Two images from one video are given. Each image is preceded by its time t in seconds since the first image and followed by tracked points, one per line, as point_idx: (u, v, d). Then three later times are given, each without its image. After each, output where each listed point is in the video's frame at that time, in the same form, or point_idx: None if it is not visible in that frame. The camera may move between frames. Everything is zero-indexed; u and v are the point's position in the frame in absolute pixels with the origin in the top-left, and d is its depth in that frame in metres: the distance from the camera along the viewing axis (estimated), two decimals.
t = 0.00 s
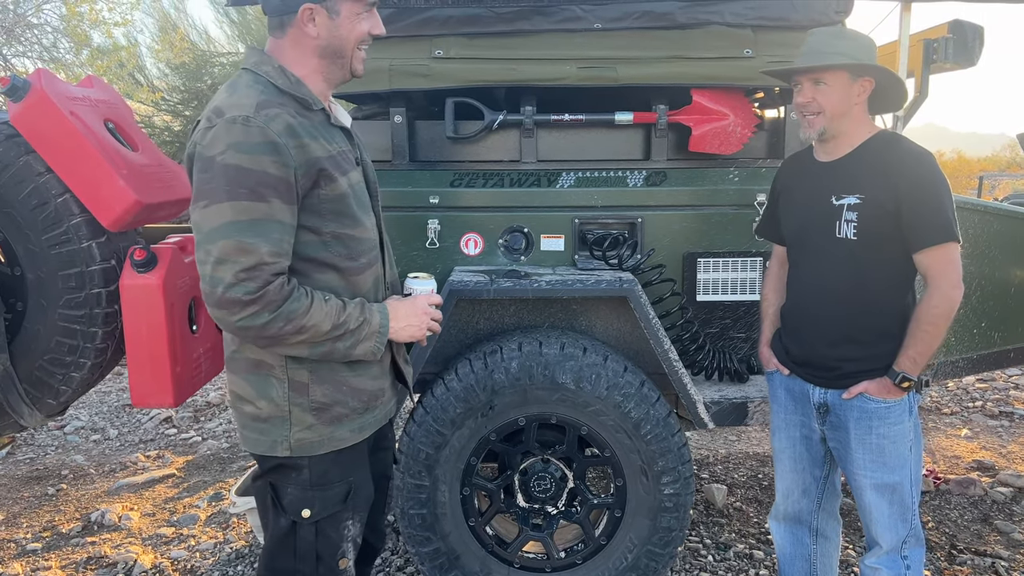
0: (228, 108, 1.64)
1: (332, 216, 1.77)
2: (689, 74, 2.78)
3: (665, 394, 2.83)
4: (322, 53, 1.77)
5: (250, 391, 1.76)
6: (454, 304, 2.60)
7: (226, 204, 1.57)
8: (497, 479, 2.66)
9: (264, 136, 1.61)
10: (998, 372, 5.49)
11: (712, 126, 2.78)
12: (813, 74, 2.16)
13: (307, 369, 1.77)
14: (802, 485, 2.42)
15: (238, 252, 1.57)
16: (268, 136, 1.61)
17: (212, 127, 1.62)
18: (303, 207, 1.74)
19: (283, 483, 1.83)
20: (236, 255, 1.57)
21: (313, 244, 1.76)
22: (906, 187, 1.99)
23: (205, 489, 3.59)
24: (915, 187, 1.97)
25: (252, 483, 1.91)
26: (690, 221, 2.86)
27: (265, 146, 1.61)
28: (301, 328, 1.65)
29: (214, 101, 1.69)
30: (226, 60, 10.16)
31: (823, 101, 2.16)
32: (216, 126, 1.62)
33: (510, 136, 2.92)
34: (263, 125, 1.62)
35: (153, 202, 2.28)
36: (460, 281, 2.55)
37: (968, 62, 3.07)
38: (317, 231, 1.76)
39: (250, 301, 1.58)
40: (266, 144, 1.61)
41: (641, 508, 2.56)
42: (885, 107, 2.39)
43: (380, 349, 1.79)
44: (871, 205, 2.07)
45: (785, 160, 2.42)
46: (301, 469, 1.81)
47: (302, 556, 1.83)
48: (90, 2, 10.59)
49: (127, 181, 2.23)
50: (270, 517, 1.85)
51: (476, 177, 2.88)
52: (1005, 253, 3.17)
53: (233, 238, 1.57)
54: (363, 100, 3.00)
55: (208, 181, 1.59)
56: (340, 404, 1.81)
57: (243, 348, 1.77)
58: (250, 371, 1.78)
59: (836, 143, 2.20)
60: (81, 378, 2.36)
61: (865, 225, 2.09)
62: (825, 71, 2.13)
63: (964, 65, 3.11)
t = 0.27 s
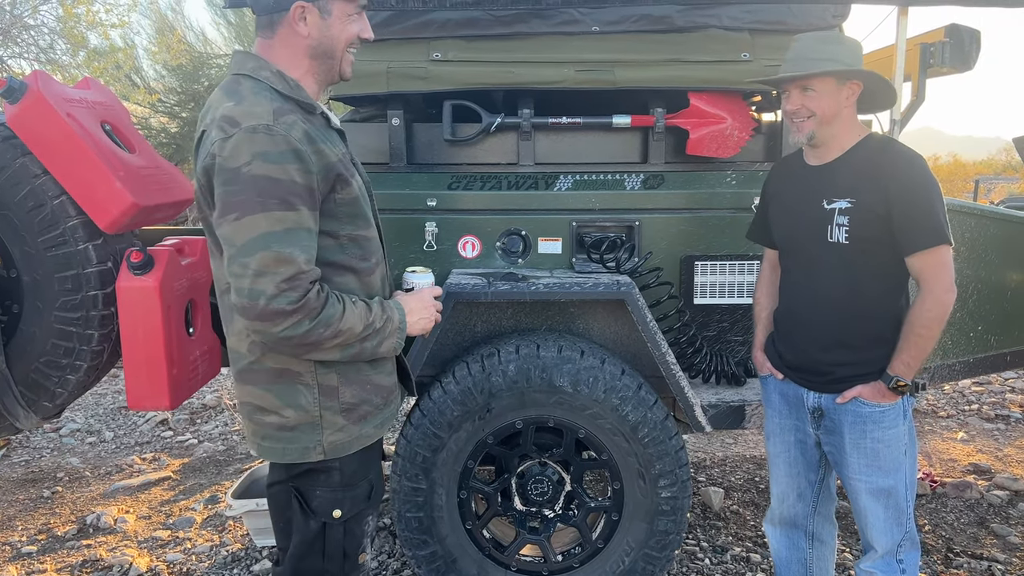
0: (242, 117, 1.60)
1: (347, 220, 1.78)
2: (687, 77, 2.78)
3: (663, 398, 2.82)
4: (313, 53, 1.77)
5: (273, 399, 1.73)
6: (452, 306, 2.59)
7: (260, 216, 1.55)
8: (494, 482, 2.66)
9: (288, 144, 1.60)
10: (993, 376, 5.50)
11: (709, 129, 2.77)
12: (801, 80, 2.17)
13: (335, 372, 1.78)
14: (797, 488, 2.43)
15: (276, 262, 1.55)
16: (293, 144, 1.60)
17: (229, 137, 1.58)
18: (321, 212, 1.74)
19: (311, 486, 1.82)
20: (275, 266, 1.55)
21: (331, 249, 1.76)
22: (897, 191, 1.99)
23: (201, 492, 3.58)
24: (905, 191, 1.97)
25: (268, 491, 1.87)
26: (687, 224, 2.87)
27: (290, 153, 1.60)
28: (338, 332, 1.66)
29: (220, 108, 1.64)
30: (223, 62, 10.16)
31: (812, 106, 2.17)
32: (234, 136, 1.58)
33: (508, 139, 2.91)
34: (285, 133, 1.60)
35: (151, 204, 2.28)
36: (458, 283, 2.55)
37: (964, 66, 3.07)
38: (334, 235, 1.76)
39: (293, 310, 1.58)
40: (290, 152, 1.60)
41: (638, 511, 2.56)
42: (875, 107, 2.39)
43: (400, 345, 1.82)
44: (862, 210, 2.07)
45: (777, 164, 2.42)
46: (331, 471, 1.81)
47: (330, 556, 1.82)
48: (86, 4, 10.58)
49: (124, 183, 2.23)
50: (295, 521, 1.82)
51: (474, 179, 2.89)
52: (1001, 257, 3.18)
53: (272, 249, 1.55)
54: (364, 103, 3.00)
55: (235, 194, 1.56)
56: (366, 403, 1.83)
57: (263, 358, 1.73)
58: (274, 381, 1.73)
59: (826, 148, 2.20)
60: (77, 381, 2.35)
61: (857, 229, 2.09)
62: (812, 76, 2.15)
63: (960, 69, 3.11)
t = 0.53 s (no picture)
0: (250, 118, 1.59)
1: (349, 221, 1.78)
2: (683, 79, 2.80)
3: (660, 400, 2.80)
4: (308, 51, 1.77)
5: (277, 401, 1.73)
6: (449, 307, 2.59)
7: (273, 220, 1.54)
8: (490, 483, 2.66)
9: (299, 145, 1.59)
10: (987, 378, 5.52)
11: (706, 131, 2.79)
12: (784, 87, 2.19)
13: (339, 372, 1.78)
14: (792, 489, 2.43)
15: (291, 266, 1.55)
16: (303, 145, 1.59)
17: (239, 139, 1.56)
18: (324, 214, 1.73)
19: (324, 487, 1.80)
20: (290, 269, 1.55)
21: (334, 250, 1.76)
22: (890, 194, 1.99)
23: (197, 493, 3.57)
24: (897, 194, 1.97)
25: (276, 496, 1.83)
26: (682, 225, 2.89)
27: (300, 155, 1.59)
28: (347, 334, 1.66)
29: (225, 109, 1.62)
30: (219, 63, 10.14)
31: (797, 112, 2.19)
32: (243, 139, 1.56)
33: (505, 140, 2.90)
34: (296, 135, 1.60)
35: (147, 205, 2.27)
36: (454, 284, 2.54)
37: (959, 69, 3.09)
38: (337, 237, 1.76)
39: (307, 313, 1.58)
40: (301, 154, 1.59)
41: (634, 513, 2.56)
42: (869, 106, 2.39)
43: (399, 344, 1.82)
44: (855, 212, 2.08)
45: (772, 167, 2.43)
46: (343, 471, 1.80)
47: (347, 554, 1.80)
48: (82, 4, 10.56)
49: (120, 183, 2.23)
50: (309, 524, 1.80)
51: (471, 180, 2.88)
52: (995, 259, 3.19)
53: (286, 253, 1.55)
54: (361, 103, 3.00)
55: (248, 197, 1.54)
56: (369, 402, 1.83)
57: (266, 360, 1.73)
58: (275, 385, 1.73)
59: (817, 150, 2.21)
60: (72, 382, 2.34)
61: (850, 231, 2.09)
62: (793, 83, 2.16)
63: (955, 71, 3.13)
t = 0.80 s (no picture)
0: (255, 115, 1.57)
1: (348, 224, 1.78)
2: (678, 80, 2.80)
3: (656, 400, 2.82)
4: (318, 58, 1.76)
5: (256, 406, 1.72)
6: (444, 308, 2.58)
7: (280, 219, 1.53)
8: (486, 483, 2.66)
9: (305, 145, 1.58)
10: (982, 379, 5.54)
11: (703, 131, 2.78)
12: (772, 87, 2.21)
13: (323, 379, 1.77)
14: (787, 489, 2.43)
15: (297, 266, 1.54)
16: (309, 145, 1.59)
17: (245, 136, 1.54)
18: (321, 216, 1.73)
19: (296, 492, 1.79)
20: (295, 269, 1.54)
21: (332, 253, 1.76)
22: (881, 196, 1.98)
23: (192, 494, 3.56)
24: (889, 196, 1.97)
25: (247, 497, 1.81)
26: (679, 226, 2.89)
27: (307, 155, 1.58)
28: (350, 335, 1.66)
29: (228, 105, 1.59)
30: (216, 63, 10.14)
31: (786, 112, 2.20)
32: (250, 136, 1.54)
33: (502, 140, 2.89)
34: (302, 134, 1.59)
35: (141, 204, 2.26)
36: (450, 284, 2.54)
37: (954, 68, 3.09)
38: (334, 239, 1.76)
39: (312, 314, 1.57)
40: (307, 154, 1.58)
41: (630, 514, 2.56)
42: (861, 106, 2.39)
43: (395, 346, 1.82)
44: (847, 215, 2.08)
45: (768, 168, 2.43)
46: (317, 476, 1.79)
47: (314, 559, 1.80)
48: (78, 3, 10.55)
49: (114, 183, 2.21)
50: (279, 527, 1.79)
51: (467, 181, 2.87)
52: (991, 261, 3.20)
53: (292, 252, 1.53)
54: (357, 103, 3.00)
55: (254, 196, 1.52)
56: (351, 408, 1.83)
57: (248, 364, 1.71)
58: (258, 389, 1.71)
59: (810, 150, 2.21)
60: (66, 383, 2.33)
61: (843, 233, 2.09)
62: (779, 82, 2.18)
63: (951, 72, 3.14)
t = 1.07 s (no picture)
0: (290, 123, 1.55)
1: (343, 242, 1.78)
2: (674, 81, 2.78)
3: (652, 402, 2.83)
4: (353, 96, 1.76)
5: (218, 404, 1.70)
6: (441, 309, 2.58)
7: (296, 230, 1.51)
8: (483, 484, 2.65)
9: (332, 162, 1.57)
10: (980, 380, 5.55)
11: (700, 132, 2.79)
12: (768, 88, 2.22)
13: (288, 390, 1.76)
14: (784, 489, 2.43)
15: (300, 277, 1.52)
16: (335, 163, 1.58)
17: (277, 141, 1.52)
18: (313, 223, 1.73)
19: (258, 499, 1.79)
20: (298, 281, 1.53)
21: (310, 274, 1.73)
22: (875, 196, 1.98)
23: (189, 495, 3.55)
24: (882, 196, 1.96)
25: (207, 506, 1.82)
26: (676, 227, 2.88)
27: (331, 173, 1.57)
28: (336, 351, 1.64)
29: (261, 105, 1.56)
30: (215, 62, 10.13)
31: (782, 114, 2.21)
32: (281, 142, 1.52)
33: (499, 141, 2.91)
34: (331, 151, 1.58)
35: (138, 205, 2.25)
36: (447, 285, 2.54)
37: (953, 70, 3.10)
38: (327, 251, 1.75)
39: (305, 326, 1.56)
40: (332, 171, 1.57)
41: (627, 514, 2.56)
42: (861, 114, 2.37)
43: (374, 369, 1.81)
44: (842, 214, 2.08)
45: (768, 168, 2.44)
46: (279, 482, 1.79)
47: (281, 565, 1.81)
48: (77, 3, 10.54)
49: (111, 183, 2.21)
50: (242, 535, 1.79)
51: (465, 181, 2.86)
52: (989, 261, 3.20)
53: (299, 264, 1.52)
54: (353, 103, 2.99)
55: (274, 201, 1.49)
56: (310, 425, 1.81)
57: (218, 359, 1.69)
58: (223, 387, 1.70)
59: (807, 151, 2.22)
60: (63, 383, 2.32)
61: (838, 233, 2.09)
62: (775, 84, 2.19)
63: (949, 74, 3.14)
